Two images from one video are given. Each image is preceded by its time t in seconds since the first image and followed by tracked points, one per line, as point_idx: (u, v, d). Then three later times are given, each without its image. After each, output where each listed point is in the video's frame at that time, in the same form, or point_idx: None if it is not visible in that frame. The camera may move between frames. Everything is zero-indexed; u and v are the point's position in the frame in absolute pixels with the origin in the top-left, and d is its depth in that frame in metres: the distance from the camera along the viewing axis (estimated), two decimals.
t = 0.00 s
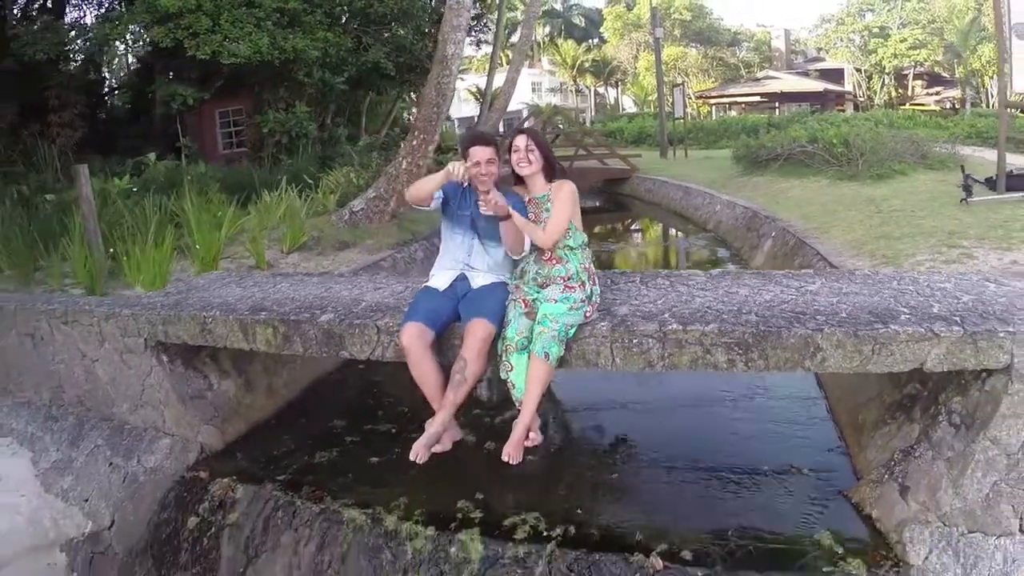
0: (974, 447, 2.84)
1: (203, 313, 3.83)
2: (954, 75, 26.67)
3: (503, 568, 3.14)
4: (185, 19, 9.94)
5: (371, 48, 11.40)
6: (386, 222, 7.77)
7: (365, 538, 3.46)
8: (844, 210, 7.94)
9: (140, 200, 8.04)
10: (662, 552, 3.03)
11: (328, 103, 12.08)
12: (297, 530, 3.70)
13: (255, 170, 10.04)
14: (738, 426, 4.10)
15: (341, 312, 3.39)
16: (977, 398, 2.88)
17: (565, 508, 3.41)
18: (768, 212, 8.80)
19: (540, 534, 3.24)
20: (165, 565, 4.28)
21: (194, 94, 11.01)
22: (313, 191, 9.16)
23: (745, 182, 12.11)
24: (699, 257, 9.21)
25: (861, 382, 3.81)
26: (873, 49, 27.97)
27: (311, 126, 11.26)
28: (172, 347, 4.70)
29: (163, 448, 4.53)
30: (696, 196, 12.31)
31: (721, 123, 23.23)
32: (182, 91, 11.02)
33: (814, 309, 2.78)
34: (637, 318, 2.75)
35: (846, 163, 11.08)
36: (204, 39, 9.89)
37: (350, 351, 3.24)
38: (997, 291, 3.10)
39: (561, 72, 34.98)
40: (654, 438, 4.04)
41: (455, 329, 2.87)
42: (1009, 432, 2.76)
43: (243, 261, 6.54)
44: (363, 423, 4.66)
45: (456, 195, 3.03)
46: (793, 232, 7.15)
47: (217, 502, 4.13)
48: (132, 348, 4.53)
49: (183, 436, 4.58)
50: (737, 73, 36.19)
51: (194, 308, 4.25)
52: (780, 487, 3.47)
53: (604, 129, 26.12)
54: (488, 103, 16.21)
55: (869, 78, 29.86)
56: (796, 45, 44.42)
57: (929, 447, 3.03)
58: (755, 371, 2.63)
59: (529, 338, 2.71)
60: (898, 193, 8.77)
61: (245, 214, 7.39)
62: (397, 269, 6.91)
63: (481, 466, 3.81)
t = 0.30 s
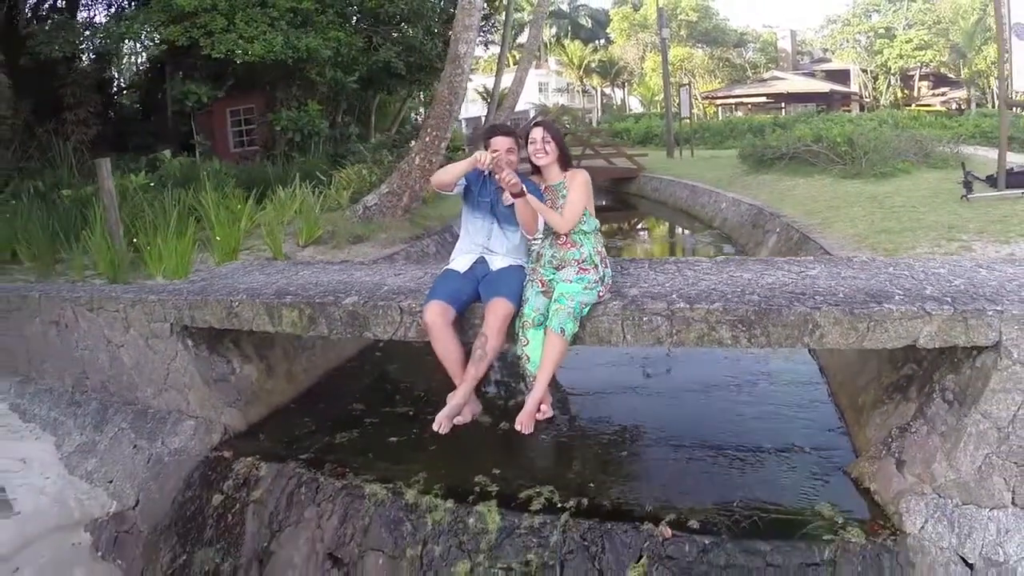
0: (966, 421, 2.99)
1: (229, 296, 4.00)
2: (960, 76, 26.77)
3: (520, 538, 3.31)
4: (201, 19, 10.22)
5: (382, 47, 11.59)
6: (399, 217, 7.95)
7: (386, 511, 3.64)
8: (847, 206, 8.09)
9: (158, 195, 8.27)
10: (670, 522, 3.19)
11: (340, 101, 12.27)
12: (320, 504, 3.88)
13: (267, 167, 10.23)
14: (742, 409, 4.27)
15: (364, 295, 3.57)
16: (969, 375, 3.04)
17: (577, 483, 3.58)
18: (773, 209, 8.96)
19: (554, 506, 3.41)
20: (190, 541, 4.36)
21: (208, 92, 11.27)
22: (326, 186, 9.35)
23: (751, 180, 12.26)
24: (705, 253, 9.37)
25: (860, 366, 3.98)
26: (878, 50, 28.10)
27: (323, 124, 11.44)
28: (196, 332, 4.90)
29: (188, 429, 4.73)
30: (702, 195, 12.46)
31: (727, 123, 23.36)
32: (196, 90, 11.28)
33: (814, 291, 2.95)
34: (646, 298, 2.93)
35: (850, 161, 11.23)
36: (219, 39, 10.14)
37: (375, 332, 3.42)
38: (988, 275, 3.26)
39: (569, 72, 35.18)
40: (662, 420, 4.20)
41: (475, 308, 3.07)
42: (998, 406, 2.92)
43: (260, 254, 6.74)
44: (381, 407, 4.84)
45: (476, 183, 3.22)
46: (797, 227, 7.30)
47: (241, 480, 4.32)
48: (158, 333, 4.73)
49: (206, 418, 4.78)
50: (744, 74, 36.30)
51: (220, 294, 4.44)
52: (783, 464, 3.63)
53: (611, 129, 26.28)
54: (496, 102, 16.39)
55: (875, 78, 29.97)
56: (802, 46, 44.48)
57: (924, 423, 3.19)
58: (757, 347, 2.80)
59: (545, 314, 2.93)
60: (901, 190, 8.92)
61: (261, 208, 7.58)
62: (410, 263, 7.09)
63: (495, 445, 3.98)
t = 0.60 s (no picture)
0: (969, 403, 3.14)
1: (261, 283, 4.16)
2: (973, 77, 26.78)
3: (542, 513, 3.49)
4: (223, 18, 10.45)
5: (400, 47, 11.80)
6: (420, 212, 8.14)
7: (413, 489, 3.81)
8: (860, 205, 8.21)
9: (183, 190, 8.51)
10: (685, 498, 3.36)
11: (359, 100, 12.48)
12: (348, 483, 4.04)
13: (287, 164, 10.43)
14: (754, 396, 4.43)
15: (394, 282, 3.74)
16: (971, 358, 3.19)
17: (595, 464, 3.75)
18: (786, 207, 9.09)
19: (575, 484, 3.58)
20: (220, 519, 4.55)
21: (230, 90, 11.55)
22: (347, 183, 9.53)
23: (764, 180, 12.38)
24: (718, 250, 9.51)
25: (869, 355, 4.13)
26: (892, 51, 28.13)
27: (342, 122, 11.65)
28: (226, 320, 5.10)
29: (218, 413, 4.94)
30: (715, 194, 12.60)
31: (741, 125, 23.44)
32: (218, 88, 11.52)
33: (823, 278, 3.17)
34: (664, 284, 3.15)
35: (862, 161, 11.35)
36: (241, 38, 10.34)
37: (405, 315, 3.60)
38: (990, 265, 3.45)
39: (583, 73, 35.30)
40: (678, 406, 4.37)
41: (503, 292, 3.32)
42: (999, 388, 3.08)
43: (284, 247, 6.96)
44: (404, 394, 5.02)
45: (502, 173, 3.49)
46: (810, 224, 7.43)
47: (271, 460, 4.49)
48: (191, 319, 4.93)
49: (235, 402, 4.97)
50: (757, 75, 36.33)
51: (252, 282, 4.63)
52: (793, 446, 3.79)
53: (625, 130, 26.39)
54: (511, 102, 16.57)
55: (889, 80, 29.98)
56: (815, 46, 44.47)
57: (929, 406, 3.34)
58: (769, 329, 3.02)
59: (569, 295, 3.18)
60: (912, 188, 9.04)
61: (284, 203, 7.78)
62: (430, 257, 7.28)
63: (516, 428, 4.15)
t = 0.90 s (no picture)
0: (979, 389, 3.29)
1: (300, 272, 4.36)
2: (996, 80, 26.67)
3: (570, 491, 3.67)
4: (254, 18, 10.67)
5: (425, 47, 12.02)
6: (446, 209, 8.36)
7: (446, 469, 3.99)
8: (879, 205, 8.33)
9: (215, 185, 8.77)
10: (707, 478, 3.53)
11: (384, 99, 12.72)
12: (383, 463, 4.23)
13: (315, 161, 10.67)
14: (773, 385, 4.59)
15: (429, 271, 3.93)
16: (981, 347, 3.35)
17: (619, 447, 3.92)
18: (806, 207, 9.21)
19: (602, 464, 3.75)
20: (256, 499, 4.76)
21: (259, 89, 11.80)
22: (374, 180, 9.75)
23: (784, 181, 12.49)
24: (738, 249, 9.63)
25: (885, 347, 4.28)
26: (914, 53, 28.06)
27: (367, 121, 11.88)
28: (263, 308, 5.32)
29: (254, 398, 5.14)
30: (736, 195, 12.71)
31: (762, 127, 23.48)
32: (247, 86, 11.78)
33: (840, 269, 3.36)
34: (689, 274, 3.34)
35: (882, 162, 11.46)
36: (271, 37, 10.59)
37: (441, 302, 3.80)
38: (1001, 259, 3.63)
39: (605, 74, 35.41)
40: (699, 394, 4.54)
41: (534, 281, 3.56)
42: (1008, 374, 3.24)
43: (315, 240, 7.20)
44: (434, 382, 5.21)
45: (532, 170, 3.70)
46: (829, 224, 7.56)
47: (307, 442, 4.67)
48: (230, 307, 5.16)
49: (271, 387, 5.18)
50: (778, 77, 36.28)
51: (290, 271, 4.85)
52: (810, 433, 3.94)
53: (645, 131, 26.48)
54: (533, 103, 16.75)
55: (911, 82, 29.89)
56: (836, 48, 44.32)
57: (941, 393, 3.49)
58: (788, 317, 3.21)
59: (598, 284, 3.41)
60: (931, 189, 9.14)
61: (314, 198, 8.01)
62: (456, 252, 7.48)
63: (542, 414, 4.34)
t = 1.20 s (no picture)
0: (988, 379, 3.47)
1: (339, 263, 4.58)
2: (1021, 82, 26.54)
3: (597, 474, 3.88)
4: (285, 19, 10.93)
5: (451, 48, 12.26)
6: (474, 206, 8.60)
7: (478, 451, 4.21)
8: (898, 206, 8.46)
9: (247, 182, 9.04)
10: (727, 462, 3.73)
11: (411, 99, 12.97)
12: (418, 447, 4.45)
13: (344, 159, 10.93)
14: (793, 377, 4.77)
15: (464, 263, 4.15)
16: (990, 339, 3.54)
17: (643, 433, 4.12)
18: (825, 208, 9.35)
19: (627, 448, 3.97)
20: (293, 481, 4.90)
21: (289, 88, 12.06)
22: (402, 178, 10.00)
23: (805, 182, 12.61)
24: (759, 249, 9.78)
25: (899, 341, 4.45)
26: (937, 55, 27.97)
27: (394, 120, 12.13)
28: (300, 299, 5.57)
29: (291, 384, 5.38)
30: (758, 195, 12.84)
31: (784, 128, 23.51)
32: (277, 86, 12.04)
33: (855, 264, 3.60)
34: (712, 268, 3.58)
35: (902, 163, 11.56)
36: (302, 38, 10.85)
37: (475, 293, 4.02)
38: (1010, 257, 3.83)
39: (628, 75, 35.48)
40: (720, 385, 4.73)
41: (564, 272, 3.80)
42: (1015, 366, 3.42)
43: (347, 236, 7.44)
44: (464, 372, 5.44)
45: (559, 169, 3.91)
46: (849, 224, 7.71)
47: (343, 427, 4.85)
48: (270, 298, 5.41)
49: (308, 374, 5.42)
50: (801, 78, 36.21)
51: (329, 264, 5.09)
52: (827, 421, 4.12)
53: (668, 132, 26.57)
54: (556, 103, 16.94)
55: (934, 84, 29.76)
56: (859, 49, 44.15)
57: (952, 383, 3.66)
58: (805, 308, 3.44)
59: (625, 276, 3.63)
60: (951, 191, 9.25)
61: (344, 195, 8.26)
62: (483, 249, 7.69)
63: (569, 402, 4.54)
